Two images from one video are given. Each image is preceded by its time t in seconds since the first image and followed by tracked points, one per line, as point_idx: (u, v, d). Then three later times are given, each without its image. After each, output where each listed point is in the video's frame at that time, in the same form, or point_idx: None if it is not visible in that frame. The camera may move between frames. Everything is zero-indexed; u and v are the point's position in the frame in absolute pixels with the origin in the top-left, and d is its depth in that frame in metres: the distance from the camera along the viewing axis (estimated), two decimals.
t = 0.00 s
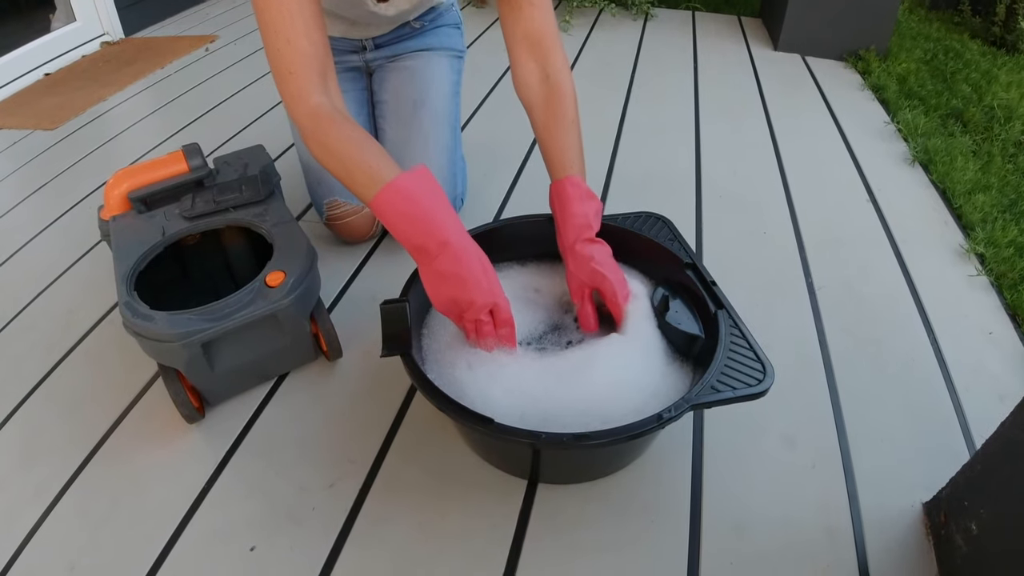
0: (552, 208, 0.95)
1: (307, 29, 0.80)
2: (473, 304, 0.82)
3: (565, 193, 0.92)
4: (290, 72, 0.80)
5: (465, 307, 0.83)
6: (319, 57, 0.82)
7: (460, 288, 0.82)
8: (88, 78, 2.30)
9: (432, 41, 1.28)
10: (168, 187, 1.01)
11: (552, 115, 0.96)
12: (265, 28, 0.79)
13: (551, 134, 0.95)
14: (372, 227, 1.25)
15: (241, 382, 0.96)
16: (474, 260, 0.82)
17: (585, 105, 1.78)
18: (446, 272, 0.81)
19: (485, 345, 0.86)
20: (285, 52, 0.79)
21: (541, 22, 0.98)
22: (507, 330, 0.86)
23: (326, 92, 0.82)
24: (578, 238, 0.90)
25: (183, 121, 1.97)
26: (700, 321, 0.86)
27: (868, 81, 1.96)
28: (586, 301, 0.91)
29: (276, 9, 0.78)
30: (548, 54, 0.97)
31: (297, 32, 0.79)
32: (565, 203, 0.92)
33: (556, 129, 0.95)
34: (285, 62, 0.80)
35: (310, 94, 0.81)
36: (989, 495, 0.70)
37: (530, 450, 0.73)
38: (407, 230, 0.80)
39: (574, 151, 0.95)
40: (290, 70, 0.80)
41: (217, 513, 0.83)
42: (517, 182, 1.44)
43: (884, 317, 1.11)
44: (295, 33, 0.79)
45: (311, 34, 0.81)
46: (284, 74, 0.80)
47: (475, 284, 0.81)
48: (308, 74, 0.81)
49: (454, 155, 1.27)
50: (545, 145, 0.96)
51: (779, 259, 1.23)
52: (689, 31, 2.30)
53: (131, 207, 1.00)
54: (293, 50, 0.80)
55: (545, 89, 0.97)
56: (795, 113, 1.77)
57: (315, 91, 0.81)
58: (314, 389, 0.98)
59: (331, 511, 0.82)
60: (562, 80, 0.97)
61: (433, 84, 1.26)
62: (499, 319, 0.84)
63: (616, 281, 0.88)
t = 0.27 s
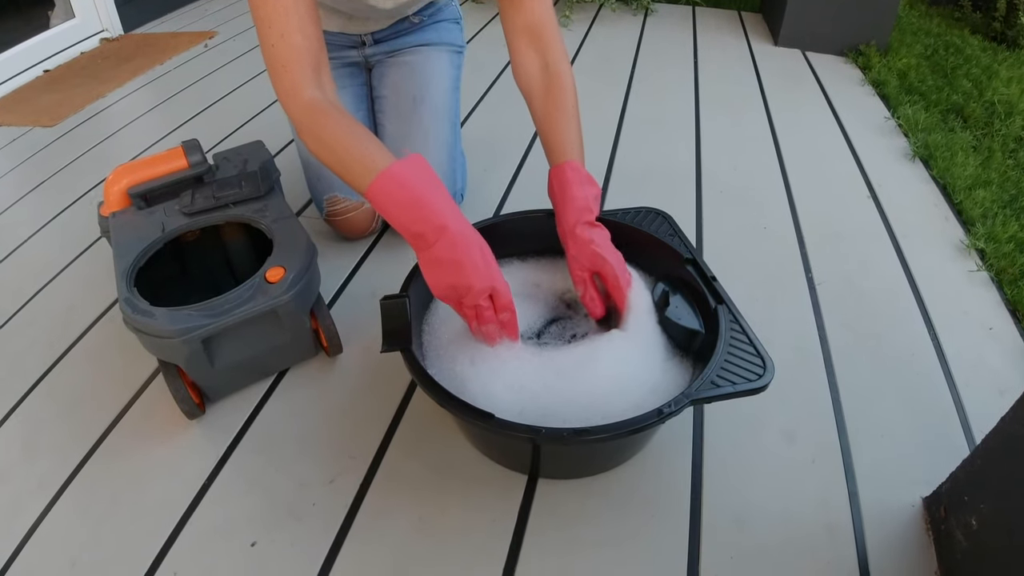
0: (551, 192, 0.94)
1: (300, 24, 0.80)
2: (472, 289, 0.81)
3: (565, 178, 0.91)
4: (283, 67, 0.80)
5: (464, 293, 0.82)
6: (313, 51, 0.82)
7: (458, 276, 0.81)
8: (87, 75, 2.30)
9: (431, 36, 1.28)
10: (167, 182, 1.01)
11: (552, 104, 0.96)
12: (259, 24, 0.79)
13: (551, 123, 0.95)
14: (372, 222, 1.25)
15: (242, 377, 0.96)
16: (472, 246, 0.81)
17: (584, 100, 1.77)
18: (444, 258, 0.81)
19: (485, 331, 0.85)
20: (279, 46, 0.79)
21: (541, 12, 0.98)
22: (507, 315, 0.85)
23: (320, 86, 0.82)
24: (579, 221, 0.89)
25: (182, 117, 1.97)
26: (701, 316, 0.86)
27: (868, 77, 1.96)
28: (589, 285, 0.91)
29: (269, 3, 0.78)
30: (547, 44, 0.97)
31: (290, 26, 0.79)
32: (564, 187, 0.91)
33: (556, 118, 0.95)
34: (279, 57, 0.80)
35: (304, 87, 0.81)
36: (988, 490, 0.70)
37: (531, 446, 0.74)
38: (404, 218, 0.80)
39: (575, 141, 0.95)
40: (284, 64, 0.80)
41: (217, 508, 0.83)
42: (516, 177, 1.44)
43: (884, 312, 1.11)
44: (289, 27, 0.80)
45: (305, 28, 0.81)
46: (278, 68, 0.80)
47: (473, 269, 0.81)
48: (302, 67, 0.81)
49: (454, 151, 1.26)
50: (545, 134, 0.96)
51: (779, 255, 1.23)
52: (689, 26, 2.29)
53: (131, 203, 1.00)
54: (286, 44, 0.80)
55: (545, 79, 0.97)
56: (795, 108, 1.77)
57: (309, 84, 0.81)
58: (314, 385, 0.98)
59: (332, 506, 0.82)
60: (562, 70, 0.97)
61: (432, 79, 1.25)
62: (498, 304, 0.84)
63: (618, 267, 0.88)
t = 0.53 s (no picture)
0: (550, 177, 0.94)
1: (295, 20, 0.82)
2: (469, 275, 0.81)
3: (565, 165, 0.91)
4: (277, 63, 0.82)
5: (461, 281, 0.82)
6: (306, 47, 0.83)
7: (454, 263, 0.81)
8: (86, 72, 2.29)
9: (431, 32, 1.27)
10: (167, 179, 1.00)
11: (551, 99, 0.95)
12: (254, 20, 0.81)
13: (551, 117, 0.95)
14: (372, 219, 1.25)
15: (242, 375, 0.96)
16: (469, 232, 0.81)
17: (584, 96, 1.77)
18: (440, 245, 0.81)
19: (486, 318, 0.85)
20: (273, 42, 0.81)
21: (540, 7, 0.97)
22: (507, 301, 0.85)
23: (314, 81, 0.83)
24: (580, 206, 0.90)
25: (181, 114, 1.96)
26: (701, 313, 0.86)
27: (868, 73, 1.96)
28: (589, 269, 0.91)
29: None
30: (546, 39, 0.97)
31: (285, 22, 0.81)
32: (566, 173, 0.91)
33: (557, 111, 0.95)
34: (273, 52, 0.81)
35: (297, 81, 0.82)
36: (989, 486, 0.70)
37: (530, 442, 0.73)
38: (397, 206, 0.80)
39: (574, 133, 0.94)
40: (278, 60, 0.82)
41: (217, 505, 0.83)
42: (516, 174, 1.43)
43: (883, 308, 1.11)
44: (283, 24, 0.81)
45: (299, 24, 0.82)
46: (273, 64, 0.82)
47: (469, 254, 0.81)
48: (294, 61, 0.82)
49: (454, 147, 1.26)
50: (545, 127, 0.96)
51: (779, 251, 1.23)
52: (689, 22, 2.29)
53: (131, 200, 1.00)
54: (281, 39, 0.81)
55: (544, 72, 0.97)
56: (796, 104, 1.76)
57: (301, 78, 0.82)
58: (315, 381, 0.98)
59: (333, 503, 0.82)
60: (561, 64, 0.97)
61: (432, 75, 1.25)
62: (497, 290, 0.83)
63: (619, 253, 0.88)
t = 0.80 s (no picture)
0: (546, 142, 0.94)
1: (290, 17, 0.83)
2: (459, 258, 0.78)
3: (562, 127, 0.92)
4: (273, 60, 0.83)
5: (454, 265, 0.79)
6: (301, 43, 0.84)
7: (444, 247, 0.79)
8: (85, 71, 2.29)
9: (432, 30, 1.27)
10: (167, 179, 1.00)
11: (545, 83, 0.97)
12: (251, 19, 0.82)
13: (546, 100, 0.96)
14: (372, 217, 1.25)
15: (243, 374, 0.96)
16: (456, 213, 0.78)
17: (584, 95, 1.77)
18: (428, 227, 0.79)
19: (489, 302, 0.81)
20: (268, 39, 0.82)
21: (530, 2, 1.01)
22: (507, 282, 0.79)
23: (308, 77, 0.84)
24: (578, 158, 0.89)
25: (181, 113, 1.96)
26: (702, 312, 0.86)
27: (868, 71, 1.96)
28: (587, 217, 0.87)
29: None
30: (537, 29, 1.01)
31: (279, 20, 0.82)
32: (562, 132, 0.91)
33: (548, 93, 0.96)
34: (269, 50, 0.83)
35: (292, 77, 0.83)
36: (989, 485, 0.70)
37: (531, 441, 0.74)
38: (387, 192, 0.80)
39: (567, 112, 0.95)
40: (274, 57, 0.83)
41: (218, 505, 0.83)
42: (516, 172, 1.43)
43: (884, 307, 1.11)
44: (277, 21, 0.82)
45: (294, 20, 0.83)
46: (269, 60, 0.83)
47: (457, 235, 0.78)
48: (289, 58, 0.83)
49: (455, 145, 1.26)
50: (537, 111, 0.97)
51: (779, 250, 1.23)
52: (689, 20, 2.29)
53: (131, 199, 1.00)
54: (276, 37, 0.82)
55: (534, 59, 0.99)
56: (796, 103, 1.76)
57: (296, 74, 0.83)
58: (315, 380, 0.98)
59: (334, 502, 0.82)
60: (550, 53, 0.99)
61: (432, 73, 1.25)
62: (492, 272, 0.79)
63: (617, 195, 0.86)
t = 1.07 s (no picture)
0: (546, 132, 0.94)
1: (291, 17, 0.84)
2: (449, 240, 0.76)
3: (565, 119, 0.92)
4: (275, 62, 0.84)
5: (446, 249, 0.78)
6: (302, 42, 0.85)
7: (435, 232, 0.77)
8: (87, 71, 2.30)
9: (433, 32, 1.28)
10: (171, 179, 1.01)
11: (544, 83, 0.98)
12: (253, 21, 0.83)
13: (545, 99, 0.96)
14: (374, 218, 1.25)
15: (247, 373, 0.97)
16: (443, 193, 0.77)
17: (585, 95, 1.77)
18: (417, 211, 0.77)
19: (489, 279, 0.78)
20: (270, 41, 0.83)
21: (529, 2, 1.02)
22: (501, 255, 0.76)
23: (309, 76, 0.85)
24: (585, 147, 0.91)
25: (183, 114, 1.97)
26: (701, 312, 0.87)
27: (868, 71, 1.96)
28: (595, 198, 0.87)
29: None
30: (536, 29, 1.01)
31: (279, 21, 0.83)
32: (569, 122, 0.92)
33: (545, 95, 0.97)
34: (271, 51, 0.84)
35: (293, 78, 0.84)
36: (985, 483, 0.71)
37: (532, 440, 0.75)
38: (379, 181, 0.79)
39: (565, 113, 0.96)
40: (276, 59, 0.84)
41: (223, 503, 0.84)
42: (517, 172, 1.44)
43: (882, 307, 1.12)
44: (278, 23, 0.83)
45: (296, 20, 0.84)
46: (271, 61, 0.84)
47: (445, 214, 0.76)
48: (290, 58, 0.84)
49: (456, 145, 1.27)
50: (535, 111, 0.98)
51: (779, 250, 1.24)
52: (689, 20, 2.29)
53: (135, 200, 1.01)
54: (277, 38, 0.83)
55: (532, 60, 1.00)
56: (796, 103, 1.77)
57: (296, 74, 0.84)
58: (318, 379, 0.99)
59: (338, 500, 0.83)
60: (549, 53, 1.00)
61: (434, 74, 1.26)
62: (483, 248, 0.76)
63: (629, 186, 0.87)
